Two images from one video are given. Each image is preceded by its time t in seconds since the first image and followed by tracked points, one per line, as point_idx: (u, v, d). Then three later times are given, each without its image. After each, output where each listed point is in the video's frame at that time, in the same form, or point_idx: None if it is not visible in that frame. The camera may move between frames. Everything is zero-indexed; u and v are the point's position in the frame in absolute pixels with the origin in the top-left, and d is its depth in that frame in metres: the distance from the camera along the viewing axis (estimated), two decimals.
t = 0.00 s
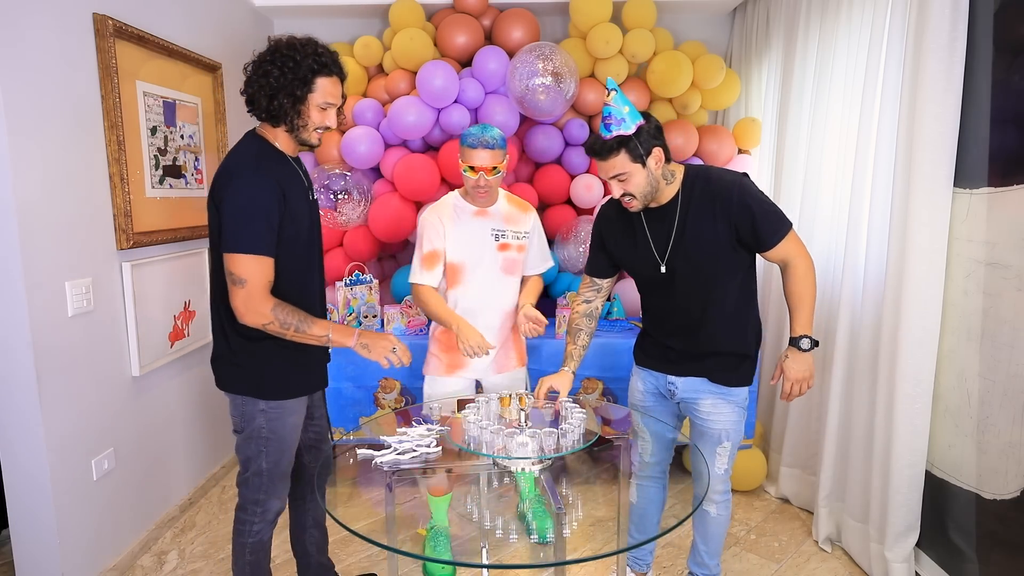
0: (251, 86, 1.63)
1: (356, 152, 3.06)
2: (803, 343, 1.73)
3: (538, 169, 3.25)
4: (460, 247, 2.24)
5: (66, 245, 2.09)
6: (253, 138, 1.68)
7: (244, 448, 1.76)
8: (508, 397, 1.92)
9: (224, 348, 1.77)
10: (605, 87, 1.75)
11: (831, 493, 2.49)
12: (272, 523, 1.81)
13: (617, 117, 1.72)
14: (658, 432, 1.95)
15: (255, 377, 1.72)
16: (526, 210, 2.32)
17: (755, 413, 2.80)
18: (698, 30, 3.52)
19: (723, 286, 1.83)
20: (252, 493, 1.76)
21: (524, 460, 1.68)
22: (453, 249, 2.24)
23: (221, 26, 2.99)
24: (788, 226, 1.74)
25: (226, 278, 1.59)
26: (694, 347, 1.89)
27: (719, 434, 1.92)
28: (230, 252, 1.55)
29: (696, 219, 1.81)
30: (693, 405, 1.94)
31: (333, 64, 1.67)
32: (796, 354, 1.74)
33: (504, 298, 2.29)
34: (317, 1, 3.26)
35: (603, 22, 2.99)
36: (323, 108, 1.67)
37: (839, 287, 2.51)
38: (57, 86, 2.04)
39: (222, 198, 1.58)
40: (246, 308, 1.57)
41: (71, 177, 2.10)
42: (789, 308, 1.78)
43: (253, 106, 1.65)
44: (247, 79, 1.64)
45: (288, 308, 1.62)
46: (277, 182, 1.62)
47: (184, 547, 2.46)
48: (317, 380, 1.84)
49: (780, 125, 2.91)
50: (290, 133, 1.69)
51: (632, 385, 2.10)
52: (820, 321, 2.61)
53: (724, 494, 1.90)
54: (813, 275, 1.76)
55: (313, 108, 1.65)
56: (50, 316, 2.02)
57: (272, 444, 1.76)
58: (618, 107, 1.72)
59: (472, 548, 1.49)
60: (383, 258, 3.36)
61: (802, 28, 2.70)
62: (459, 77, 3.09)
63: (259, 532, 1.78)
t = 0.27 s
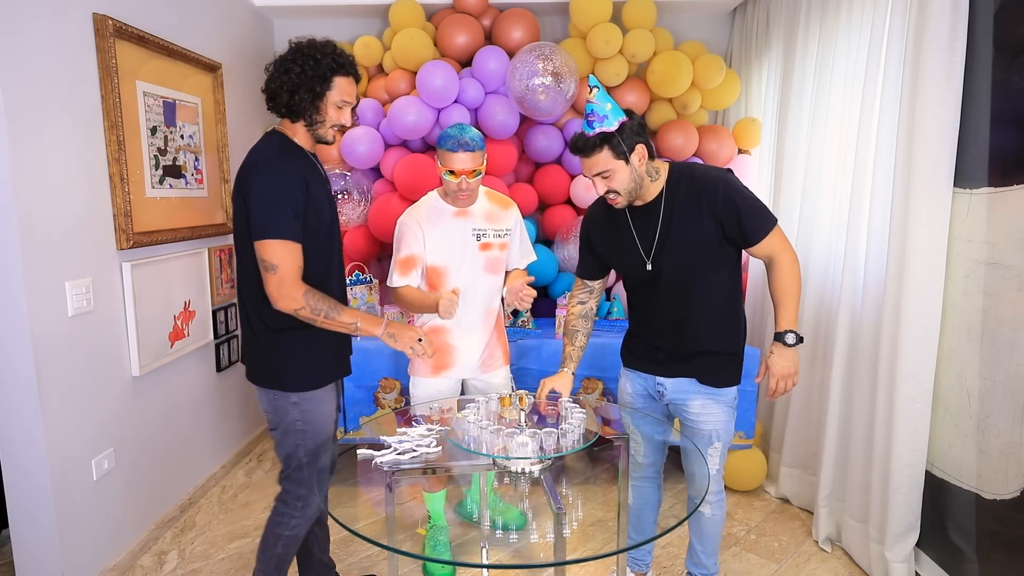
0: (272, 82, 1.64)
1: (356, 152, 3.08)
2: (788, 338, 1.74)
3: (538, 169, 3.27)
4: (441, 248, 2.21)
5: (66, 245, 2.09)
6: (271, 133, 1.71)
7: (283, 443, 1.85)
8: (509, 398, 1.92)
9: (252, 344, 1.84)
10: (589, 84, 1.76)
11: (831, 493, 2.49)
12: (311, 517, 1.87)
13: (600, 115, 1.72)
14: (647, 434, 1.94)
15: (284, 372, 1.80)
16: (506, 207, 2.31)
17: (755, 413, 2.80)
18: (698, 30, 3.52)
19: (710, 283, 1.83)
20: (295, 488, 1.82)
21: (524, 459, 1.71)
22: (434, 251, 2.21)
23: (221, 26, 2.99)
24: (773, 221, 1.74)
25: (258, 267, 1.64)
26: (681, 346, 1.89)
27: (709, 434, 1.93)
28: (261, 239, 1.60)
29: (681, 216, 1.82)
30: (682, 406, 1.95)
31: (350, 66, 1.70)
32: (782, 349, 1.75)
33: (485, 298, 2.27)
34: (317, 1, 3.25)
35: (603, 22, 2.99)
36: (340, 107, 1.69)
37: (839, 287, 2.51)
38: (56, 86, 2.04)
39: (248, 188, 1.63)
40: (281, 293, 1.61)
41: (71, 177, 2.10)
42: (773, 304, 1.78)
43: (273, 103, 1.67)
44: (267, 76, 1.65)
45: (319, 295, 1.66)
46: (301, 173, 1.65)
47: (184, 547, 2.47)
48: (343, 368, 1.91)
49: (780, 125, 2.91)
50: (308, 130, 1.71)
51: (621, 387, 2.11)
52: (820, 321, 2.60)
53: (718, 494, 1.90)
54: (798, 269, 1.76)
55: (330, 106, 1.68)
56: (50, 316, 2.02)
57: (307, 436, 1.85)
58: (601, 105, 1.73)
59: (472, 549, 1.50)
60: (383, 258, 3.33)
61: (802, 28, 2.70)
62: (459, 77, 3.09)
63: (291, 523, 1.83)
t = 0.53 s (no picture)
0: (295, 82, 1.67)
1: (356, 152, 3.06)
2: (771, 332, 1.72)
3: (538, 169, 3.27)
4: (442, 246, 2.24)
5: (66, 245, 2.09)
6: (291, 133, 1.72)
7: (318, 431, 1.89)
8: (509, 398, 1.92)
9: (276, 340, 1.85)
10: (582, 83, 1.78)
11: (831, 493, 2.49)
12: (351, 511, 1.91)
13: (594, 112, 1.74)
14: (645, 434, 1.95)
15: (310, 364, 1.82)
16: (506, 203, 2.30)
17: (755, 413, 2.79)
18: (698, 30, 3.52)
19: (705, 279, 1.83)
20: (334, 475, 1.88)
21: (524, 459, 1.72)
22: (434, 249, 2.24)
23: (221, 26, 2.98)
24: (766, 217, 1.75)
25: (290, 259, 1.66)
26: (677, 345, 1.89)
27: (708, 434, 1.94)
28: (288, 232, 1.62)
29: (674, 212, 1.82)
30: (679, 407, 1.95)
31: (371, 73, 1.74)
32: (765, 343, 1.73)
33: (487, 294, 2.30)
34: (317, 1, 3.25)
35: (603, 22, 2.99)
36: (358, 111, 1.72)
37: (839, 287, 2.51)
38: (56, 87, 2.03)
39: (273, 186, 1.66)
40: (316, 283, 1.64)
41: (71, 178, 2.10)
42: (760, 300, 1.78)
43: (294, 102, 1.69)
44: (291, 75, 1.68)
45: (349, 288, 1.68)
46: (324, 170, 1.67)
47: (184, 547, 2.47)
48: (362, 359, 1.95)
49: (780, 125, 2.91)
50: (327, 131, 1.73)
51: (617, 388, 2.11)
52: (820, 321, 2.61)
53: (717, 492, 1.91)
54: (788, 266, 1.76)
55: (348, 110, 1.70)
56: (50, 316, 2.02)
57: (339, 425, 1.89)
58: (595, 101, 1.75)
59: (472, 549, 1.50)
60: (383, 258, 3.34)
61: (802, 28, 2.70)
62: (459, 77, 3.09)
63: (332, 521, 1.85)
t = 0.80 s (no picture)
0: (320, 84, 1.69)
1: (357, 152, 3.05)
2: (782, 329, 1.75)
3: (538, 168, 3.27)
4: (466, 248, 2.32)
5: (66, 246, 2.09)
6: (311, 133, 1.72)
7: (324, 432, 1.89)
8: (509, 398, 1.93)
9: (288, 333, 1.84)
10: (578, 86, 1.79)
11: (831, 493, 2.49)
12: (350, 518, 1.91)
13: (590, 114, 1.75)
14: (646, 434, 1.95)
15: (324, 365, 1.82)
16: (534, 210, 2.36)
17: (755, 413, 2.79)
18: (698, 30, 3.52)
19: (705, 277, 1.84)
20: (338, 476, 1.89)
21: (524, 460, 1.72)
22: (456, 249, 2.33)
23: (221, 26, 2.98)
24: (764, 213, 1.77)
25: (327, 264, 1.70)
26: (680, 346, 1.88)
27: (710, 433, 1.94)
28: (325, 239, 1.66)
29: (673, 211, 1.82)
30: (682, 407, 1.95)
31: (394, 77, 1.77)
32: (777, 340, 1.76)
33: (507, 297, 2.33)
34: (316, 1, 3.25)
35: (603, 22, 2.99)
36: (380, 114, 1.74)
37: (839, 287, 2.50)
38: (56, 87, 2.03)
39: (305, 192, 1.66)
40: (355, 284, 1.68)
41: (71, 178, 2.10)
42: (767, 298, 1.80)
43: (317, 102, 1.71)
44: (317, 75, 1.70)
45: (391, 296, 1.76)
46: (357, 185, 1.71)
47: (184, 547, 2.47)
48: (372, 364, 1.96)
49: (780, 125, 2.90)
50: (347, 132, 1.76)
51: (618, 389, 2.11)
52: (820, 320, 2.60)
53: (718, 491, 1.91)
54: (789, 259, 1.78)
55: (371, 113, 1.73)
56: (50, 317, 2.02)
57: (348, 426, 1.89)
58: (592, 105, 1.76)
59: (472, 549, 1.50)
60: (383, 258, 3.34)
61: (802, 28, 2.70)
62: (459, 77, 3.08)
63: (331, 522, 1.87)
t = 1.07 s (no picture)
0: (341, 87, 1.70)
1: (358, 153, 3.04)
2: (790, 323, 1.78)
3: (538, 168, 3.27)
4: (485, 241, 2.45)
5: (66, 246, 2.09)
6: (331, 137, 1.72)
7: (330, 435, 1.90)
8: (509, 398, 1.91)
9: (298, 339, 1.83)
10: (577, 90, 1.80)
11: (831, 493, 2.49)
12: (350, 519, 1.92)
13: (590, 118, 1.76)
14: (650, 434, 1.95)
15: (336, 368, 1.84)
16: (554, 210, 2.47)
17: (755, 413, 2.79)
18: (698, 30, 3.52)
19: (708, 278, 1.84)
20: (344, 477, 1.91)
21: (525, 460, 1.72)
22: (474, 243, 2.46)
23: (221, 26, 2.98)
24: (765, 212, 1.78)
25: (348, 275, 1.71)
26: (685, 346, 1.89)
27: (715, 433, 1.94)
28: (344, 249, 1.66)
29: (675, 211, 1.82)
30: (687, 406, 1.95)
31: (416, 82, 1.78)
32: (784, 335, 1.78)
33: (523, 291, 2.42)
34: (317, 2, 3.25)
35: (603, 22, 2.99)
36: (399, 120, 1.76)
37: (839, 287, 2.50)
38: (56, 87, 2.03)
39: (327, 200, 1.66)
40: (377, 294, 1.71)
41: (71, 178, 2.10)
42: (773, 292, 1.83)
43: (337, 105, 1.72)
44: (339, 78, 1.71)
45: (410, 308, 1.81)
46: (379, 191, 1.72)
47: (184, 547, 2.47)
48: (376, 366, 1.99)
49: (780, 125, 2.90)
50: (365, 136, 1.78)
51: (621, 389, 2.11)
52: (820, 321, 2.60)
53: (720, 490, 1.91)
54: (792, 254, 1.81)
55: (391, 118, 1.75)
56: (51, 317, 2.02)
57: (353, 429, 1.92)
58: (591, 109, 1.77)
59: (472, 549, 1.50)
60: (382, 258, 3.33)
61: (802, 28, 2.69)
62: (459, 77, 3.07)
63: (331, 524, 1.87)
